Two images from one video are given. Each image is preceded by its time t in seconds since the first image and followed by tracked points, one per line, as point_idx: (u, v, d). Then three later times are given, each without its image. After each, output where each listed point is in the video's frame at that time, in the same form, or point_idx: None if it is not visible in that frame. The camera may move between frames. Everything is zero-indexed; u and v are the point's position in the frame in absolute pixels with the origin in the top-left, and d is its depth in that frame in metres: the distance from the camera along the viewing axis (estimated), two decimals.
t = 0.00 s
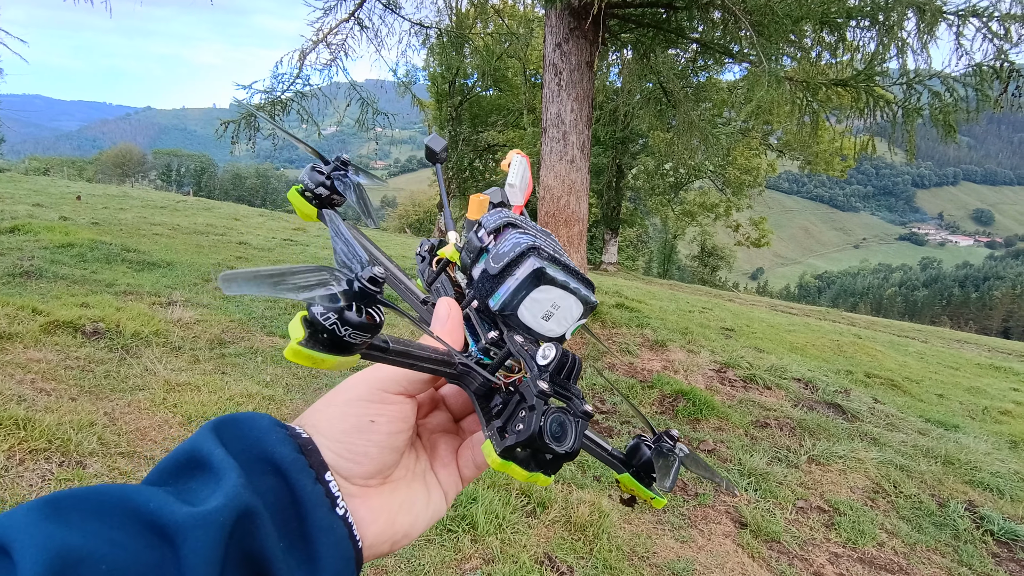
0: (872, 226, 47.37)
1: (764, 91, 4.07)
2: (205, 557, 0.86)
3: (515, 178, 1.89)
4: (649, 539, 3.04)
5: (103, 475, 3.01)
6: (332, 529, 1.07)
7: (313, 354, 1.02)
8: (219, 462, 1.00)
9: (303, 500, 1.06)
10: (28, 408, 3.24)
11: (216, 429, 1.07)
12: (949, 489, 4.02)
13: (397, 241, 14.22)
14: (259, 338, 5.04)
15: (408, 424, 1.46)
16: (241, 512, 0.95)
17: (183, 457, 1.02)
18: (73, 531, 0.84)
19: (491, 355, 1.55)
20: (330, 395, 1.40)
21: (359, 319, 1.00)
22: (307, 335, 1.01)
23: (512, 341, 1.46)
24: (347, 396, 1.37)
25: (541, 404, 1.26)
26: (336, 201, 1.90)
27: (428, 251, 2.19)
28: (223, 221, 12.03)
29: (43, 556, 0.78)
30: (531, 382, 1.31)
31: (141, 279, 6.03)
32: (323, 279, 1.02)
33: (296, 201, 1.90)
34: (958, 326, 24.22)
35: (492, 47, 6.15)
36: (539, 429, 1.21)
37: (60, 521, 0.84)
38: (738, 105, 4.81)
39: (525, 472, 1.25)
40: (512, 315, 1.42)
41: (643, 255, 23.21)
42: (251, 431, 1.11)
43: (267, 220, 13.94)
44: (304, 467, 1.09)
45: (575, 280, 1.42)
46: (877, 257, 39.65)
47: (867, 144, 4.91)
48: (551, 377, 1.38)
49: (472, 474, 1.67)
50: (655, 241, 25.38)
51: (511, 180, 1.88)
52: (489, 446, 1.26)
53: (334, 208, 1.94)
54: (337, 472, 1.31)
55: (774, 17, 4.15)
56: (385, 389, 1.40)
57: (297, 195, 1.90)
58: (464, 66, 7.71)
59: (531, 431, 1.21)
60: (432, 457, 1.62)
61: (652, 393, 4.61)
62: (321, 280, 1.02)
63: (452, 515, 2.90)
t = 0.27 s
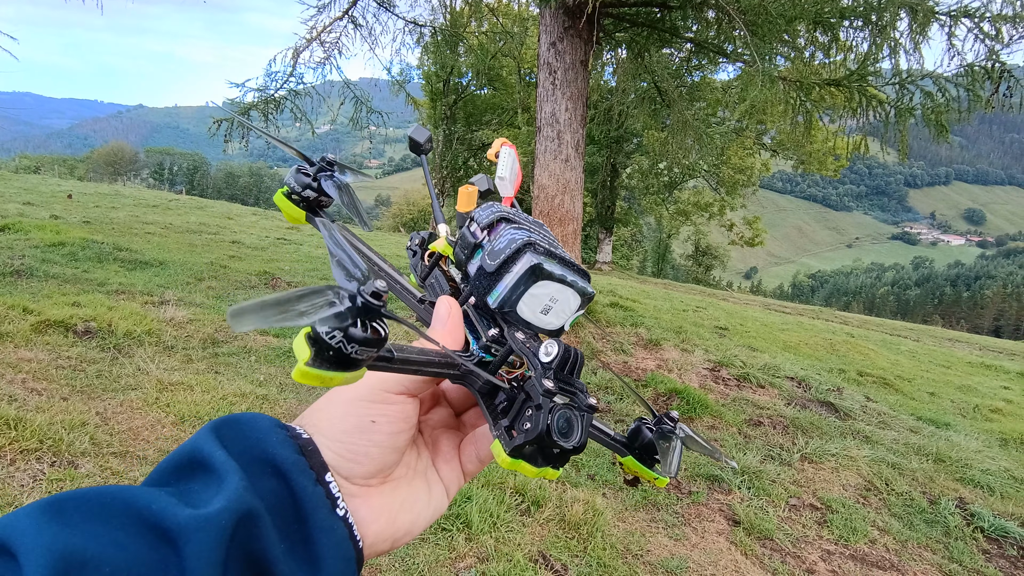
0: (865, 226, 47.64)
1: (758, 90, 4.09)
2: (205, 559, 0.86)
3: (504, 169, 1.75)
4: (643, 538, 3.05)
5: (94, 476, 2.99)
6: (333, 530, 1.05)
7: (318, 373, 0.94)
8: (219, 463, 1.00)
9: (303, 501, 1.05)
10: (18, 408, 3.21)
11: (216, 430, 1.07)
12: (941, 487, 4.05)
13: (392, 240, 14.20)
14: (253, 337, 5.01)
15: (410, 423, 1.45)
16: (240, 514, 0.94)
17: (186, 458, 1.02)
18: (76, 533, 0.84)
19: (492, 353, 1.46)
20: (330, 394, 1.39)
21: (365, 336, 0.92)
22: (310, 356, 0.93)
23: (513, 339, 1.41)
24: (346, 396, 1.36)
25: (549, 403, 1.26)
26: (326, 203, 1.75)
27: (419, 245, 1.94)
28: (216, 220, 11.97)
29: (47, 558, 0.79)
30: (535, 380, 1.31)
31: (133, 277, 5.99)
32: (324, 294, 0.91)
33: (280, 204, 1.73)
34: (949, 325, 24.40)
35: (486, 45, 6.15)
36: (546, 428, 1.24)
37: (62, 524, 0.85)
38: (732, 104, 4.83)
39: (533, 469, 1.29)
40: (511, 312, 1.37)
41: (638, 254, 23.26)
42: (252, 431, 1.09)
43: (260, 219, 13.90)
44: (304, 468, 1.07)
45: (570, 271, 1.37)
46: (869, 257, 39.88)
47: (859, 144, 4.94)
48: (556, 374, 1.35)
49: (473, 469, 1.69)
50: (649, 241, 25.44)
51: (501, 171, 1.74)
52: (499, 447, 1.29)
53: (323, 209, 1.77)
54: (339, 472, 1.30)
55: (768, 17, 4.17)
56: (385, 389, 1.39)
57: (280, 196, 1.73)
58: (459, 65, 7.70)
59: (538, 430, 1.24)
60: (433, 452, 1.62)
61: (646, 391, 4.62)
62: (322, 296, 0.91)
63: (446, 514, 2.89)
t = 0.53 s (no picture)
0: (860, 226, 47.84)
1: (754, 91, 4.10)
2: (196, 563, 0.86)
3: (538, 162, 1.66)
4: (639, 537, 3.06)
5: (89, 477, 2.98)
6: (324, 533, 1.08)
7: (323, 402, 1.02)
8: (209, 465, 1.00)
9: (295, 503, 1.06)
10: (12, 409, 3.20)
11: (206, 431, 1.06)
12: (934, 486, 4.08)
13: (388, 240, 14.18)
14: (248, 337, 5.00)
15: (406, 429, 1.45)
16: (231, 517, 0.94)
17: (176, 458, 1.03)
18: (62, 538, 0.85)
19: (499, 366, 1.46)
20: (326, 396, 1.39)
21: (375, 368, 1.01)
22: (319, 386, 0.98)
23: (524, 361, 1.41)
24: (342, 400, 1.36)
25: (550, 440, 1.27)
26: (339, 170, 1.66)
27: (432, 218, 1.90)
28: (212, 219, 11.93)
29: (32, 565, 0.79)
30: (544, 416, 1.30)
31: (128, 277, 5.97)
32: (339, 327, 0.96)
33: (291, 162, 1.66)
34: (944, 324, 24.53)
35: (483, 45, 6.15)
36: (546, 467, 1.26)
37: (47, 525, 0.85)
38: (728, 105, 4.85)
39: (526, 499, 1.32)
40: (526, 328, 1.36)
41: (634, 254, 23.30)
42: (244, 432, 1.10)
43: (256, 218, 13.86)
44: (296, 470, 1.09)
45: (593, 294, 1.35)
46: (864, 257, 40.05)
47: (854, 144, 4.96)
48: (563, 411, 1.35)
49: (466, 473, 1.70)
50: (645, 241, 25.48)
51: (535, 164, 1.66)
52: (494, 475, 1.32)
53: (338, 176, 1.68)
54: (333, 476, 1.31)
55: (764, 18, 4.19)
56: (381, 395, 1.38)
57: (293, 154, 1.65)
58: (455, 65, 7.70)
59: (538, 469, 1.25)
60: (427, 455, 1.63)
61: (643, 391, 4.63)
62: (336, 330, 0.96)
63: (443, 514, 2.89)
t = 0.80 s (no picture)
0: (859, 226, 47.91)
1: (753, 92, 4.11)
2: None
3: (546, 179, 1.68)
4: (637, 538, 3.07)
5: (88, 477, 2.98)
6: (327, 548, 1.08)
7: (357, 406, 0.91)
8: (210, 478, 0.99)
9: (298, 517, 1.06)
10: (11, 410, 3.19)
11: (207, 441, 1.06)
12: (932, 486, 4.09)
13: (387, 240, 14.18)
14: (248, 337, 5.00)
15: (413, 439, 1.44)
16: (233, 533, 0.94)
17: (175, 468, 1.02)
18: (55, 553, 0.82)
19: (506, 377, 1.50)
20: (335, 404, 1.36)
21: (411, 372, 0.90)
22: (353, 387, 0.87)
23: (534, 371, 1.46)
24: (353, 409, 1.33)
25: (565, 449, 1.22)
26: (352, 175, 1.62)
27: (431, 230, 1.83)
28: (211, 219, 11.92)
29: None
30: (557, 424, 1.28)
31: (127, 277, 5.96)
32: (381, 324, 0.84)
33: (303, 166, 1.60)
34: (942, 325, 24.56)
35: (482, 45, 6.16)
36: (560, 474, 1.20)
37: (39, 539, 0.83)
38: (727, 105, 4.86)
39: (535, 509, 1.26)
40: (536, 339, 1.40)
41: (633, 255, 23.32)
42: (244, 441, 1.09)
43: (255, 218, 13.85)
44: (299, 483, 1.09)
45: (597, 309, 1.44)
46: (863, 257, 40.10)
47: (853, 145, 4.97)
48: (574, 420, 1.36)
49: (466, 484, 1.70)
50: (644, 241, 25.50)
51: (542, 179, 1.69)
52: (506, 483, 1.23)
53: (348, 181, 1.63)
54: (339, 488, 1.28)
55: (763, 18, 4.21)
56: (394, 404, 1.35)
57: (304, 158, 1.58)
58: (455, 65, 7.71)
59: (552, 477, 1.19)
60: (427, 466, 1.63)
61: (641, 391, 4.65)
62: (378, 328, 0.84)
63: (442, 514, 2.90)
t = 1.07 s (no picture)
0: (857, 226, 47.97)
1: (750, 91, 4.12)
2: None
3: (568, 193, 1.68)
4: (636, 538, 3.06)
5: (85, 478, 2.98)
6: (359, 567, 1.05)
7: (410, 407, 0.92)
8: (240, 494, 0.97)
9: (332, 535, 1.03)
10: (9, 410, 3.19)
11: (238, 454, 1.04)
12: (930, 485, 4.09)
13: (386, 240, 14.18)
14: (246, 337, 4.99)
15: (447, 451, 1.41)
16: (263, 553, 0.91)
17: (207, 481, 1.00)
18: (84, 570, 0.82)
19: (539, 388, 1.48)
20: (370, 413, 1.34)
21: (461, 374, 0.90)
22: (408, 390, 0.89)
23: (568, 378, 1.41)
24: (388, 419, 1.31)
25: (607, 455, 1.14)
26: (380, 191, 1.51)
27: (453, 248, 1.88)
28: (209, 219, 11.91)
29: None
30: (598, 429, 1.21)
31: (125, 277, 5.95)
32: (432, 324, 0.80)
33: (328, 182, 1.49)
34: (940, 324, 24.58)
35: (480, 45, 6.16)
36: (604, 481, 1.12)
37: (67, 555, 0.83)
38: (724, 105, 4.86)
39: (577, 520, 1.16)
40: (567, 350, 1.38)
41: (632, 254, 23.34)
42: (277, 453, 1.07)
43: (253, 218, 13.84)
44: (334, 500, 1.06)
45: (628, 318, 1.40)
46: (861, 257, 40.14)
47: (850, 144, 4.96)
48: (614, 428, 1.29)
49: (495, 497, 1.66)
50: (643, 241, 25.52)
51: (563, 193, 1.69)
52: (545, 492, 1.15)
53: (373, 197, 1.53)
54: (373, 500, 1.25)
55: (760, 18, 4.21)
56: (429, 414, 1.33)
57: (330, 173, 1.48)
58: (453, 65, 7.71)
59: (596, 484, 1.11)
60: (457, 478, 1.60)
61: (640, 391, 4.65)
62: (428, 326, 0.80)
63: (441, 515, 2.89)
